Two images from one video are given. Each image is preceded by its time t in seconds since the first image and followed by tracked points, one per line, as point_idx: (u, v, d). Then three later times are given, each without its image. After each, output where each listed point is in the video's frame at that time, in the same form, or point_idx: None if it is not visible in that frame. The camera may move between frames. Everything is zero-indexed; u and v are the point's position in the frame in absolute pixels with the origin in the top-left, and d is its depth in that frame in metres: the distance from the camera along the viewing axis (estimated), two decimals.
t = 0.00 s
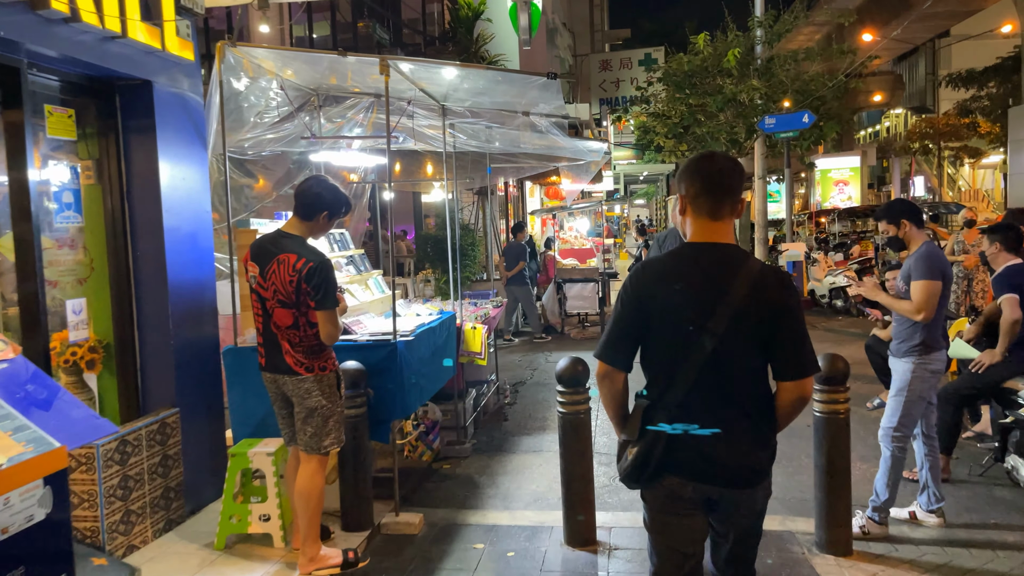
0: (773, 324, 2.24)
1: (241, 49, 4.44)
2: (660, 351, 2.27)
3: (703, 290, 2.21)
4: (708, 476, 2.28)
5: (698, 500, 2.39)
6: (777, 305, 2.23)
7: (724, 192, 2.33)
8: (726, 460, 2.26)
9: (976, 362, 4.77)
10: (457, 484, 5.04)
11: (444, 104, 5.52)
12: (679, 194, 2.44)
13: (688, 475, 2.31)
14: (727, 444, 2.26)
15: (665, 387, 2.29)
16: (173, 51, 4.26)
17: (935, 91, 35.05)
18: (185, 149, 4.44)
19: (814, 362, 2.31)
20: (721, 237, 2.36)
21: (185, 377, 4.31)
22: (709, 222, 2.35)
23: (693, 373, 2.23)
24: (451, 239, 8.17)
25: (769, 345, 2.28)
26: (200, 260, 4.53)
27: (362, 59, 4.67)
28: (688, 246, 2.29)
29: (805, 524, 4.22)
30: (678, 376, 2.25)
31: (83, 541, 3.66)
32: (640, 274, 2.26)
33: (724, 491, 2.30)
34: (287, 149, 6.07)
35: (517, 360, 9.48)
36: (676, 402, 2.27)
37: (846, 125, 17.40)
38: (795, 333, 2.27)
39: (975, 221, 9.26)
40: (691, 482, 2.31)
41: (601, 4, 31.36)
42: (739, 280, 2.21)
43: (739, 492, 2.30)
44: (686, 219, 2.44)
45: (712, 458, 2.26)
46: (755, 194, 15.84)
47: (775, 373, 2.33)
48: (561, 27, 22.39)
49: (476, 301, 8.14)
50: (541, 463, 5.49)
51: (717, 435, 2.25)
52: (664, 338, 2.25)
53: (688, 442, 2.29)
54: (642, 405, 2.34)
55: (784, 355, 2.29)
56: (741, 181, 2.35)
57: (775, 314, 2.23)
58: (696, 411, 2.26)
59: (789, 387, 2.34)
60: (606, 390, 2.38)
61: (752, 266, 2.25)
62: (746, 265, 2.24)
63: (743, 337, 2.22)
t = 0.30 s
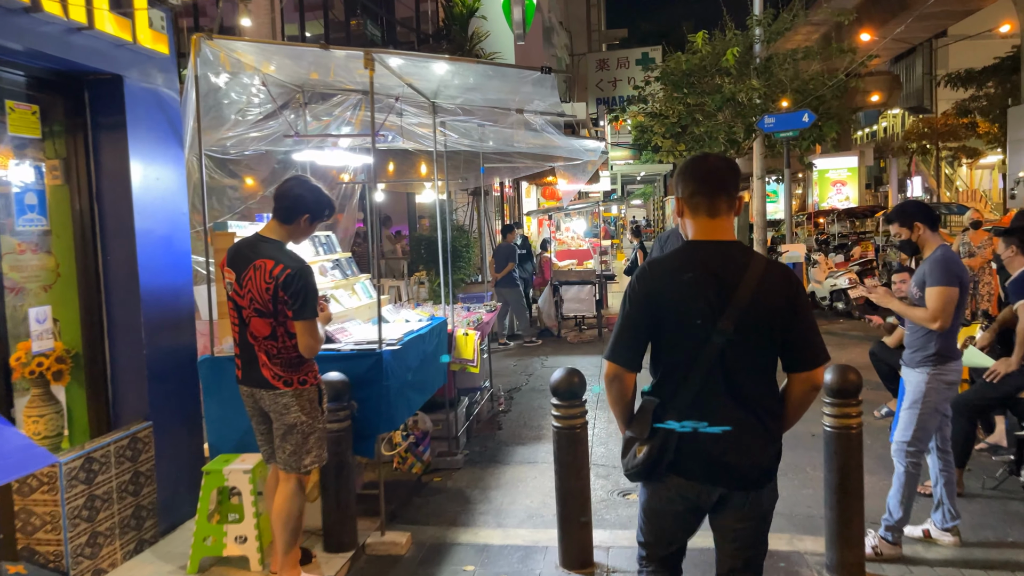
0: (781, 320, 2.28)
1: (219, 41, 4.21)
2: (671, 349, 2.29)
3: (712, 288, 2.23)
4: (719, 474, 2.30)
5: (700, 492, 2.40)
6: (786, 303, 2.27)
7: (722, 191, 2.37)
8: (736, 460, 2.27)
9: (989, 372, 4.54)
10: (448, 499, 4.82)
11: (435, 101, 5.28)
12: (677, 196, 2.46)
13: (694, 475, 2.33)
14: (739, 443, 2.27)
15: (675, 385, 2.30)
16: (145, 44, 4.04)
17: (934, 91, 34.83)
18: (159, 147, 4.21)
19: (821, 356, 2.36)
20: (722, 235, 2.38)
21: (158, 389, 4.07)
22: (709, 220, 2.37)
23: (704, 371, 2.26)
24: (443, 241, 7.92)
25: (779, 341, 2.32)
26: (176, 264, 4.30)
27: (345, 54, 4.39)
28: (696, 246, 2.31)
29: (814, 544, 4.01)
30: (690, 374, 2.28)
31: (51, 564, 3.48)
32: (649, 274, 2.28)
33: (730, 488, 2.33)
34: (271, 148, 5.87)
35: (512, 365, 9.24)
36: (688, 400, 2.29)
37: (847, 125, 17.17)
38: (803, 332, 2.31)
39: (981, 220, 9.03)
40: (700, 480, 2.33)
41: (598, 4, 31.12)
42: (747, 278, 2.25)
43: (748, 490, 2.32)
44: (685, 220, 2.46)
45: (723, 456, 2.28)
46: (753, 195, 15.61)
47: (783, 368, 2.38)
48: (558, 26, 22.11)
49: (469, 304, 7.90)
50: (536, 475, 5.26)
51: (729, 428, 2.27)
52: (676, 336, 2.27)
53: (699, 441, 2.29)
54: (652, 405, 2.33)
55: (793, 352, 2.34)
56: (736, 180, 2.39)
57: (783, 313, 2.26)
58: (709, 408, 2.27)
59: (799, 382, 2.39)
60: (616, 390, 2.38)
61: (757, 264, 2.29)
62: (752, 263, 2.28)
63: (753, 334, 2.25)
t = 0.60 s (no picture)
0: (773, 316, 2.15)
1: (188, 27, 3.97)
2: (661, 350, 2.14)
3: (701, 286, 2.09)
4: (714, 475, 2.12)
5: (693, 504, 2.16)
6: (776, 298, 2.14)
7: (702, 196, 2.21)
8: (731, 462, 2.11)
9: (1004, 378, 4.32)
10: (434, 510, 4.59)
11: (421, 94, 5.06)
12: (657, 205, 2.31)
13: (690, 478, 2.15)
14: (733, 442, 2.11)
15: (667, 386, 2.15)
16: (111, 30, 3.78)
17: (931, 91, 34.70)
18: (127, 141, 3.98)
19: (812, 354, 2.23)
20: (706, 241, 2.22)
21: (124, 397, 3.83)
22: (690, 225, 2.21)
23: (695, 370, 2.10)
24: (434, 240, 7.70)
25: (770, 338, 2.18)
26: (146, 265, 4.07)
27: (324, 42, 4.13)
28: (680, 247, 2.17)
29: (821, 560, 3.78)
30: (681, 374, 2.12)
31: None
32: (635, 274, 2.13)
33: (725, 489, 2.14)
34: (253, 142, 5.65)
35: (505, 368, 9.01)
36: (680, 400, 2.13)
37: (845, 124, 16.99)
38: (794, 327, 2.19)
39: (987, 220, 8.78)
40: (693, 482, 2.15)
41: (594, 4, 30.99)
42: (737, 273, 2.11)
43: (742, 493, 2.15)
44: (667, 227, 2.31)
45: (717, 457, 2.11)
46: (752, 195, 15.39)
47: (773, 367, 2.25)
48: (554, 25, 21.93)
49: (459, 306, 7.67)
50: (529, 484, 5.03)
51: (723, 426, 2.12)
52: (665, 336, 2.12)
53: (692, 442, 2.13)
54: (643, 406, 2.16)
55: (786, 347, 2.21)
56: (717, 184, 2.22)
57: (775, 308, 2.13)
58: (703, 408, 2.12)
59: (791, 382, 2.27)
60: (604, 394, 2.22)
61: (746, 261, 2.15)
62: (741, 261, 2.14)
63: (746, 331, 2.10)
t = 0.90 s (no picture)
0: (739, 324, 2.09)
1: (149, 15, 3.74)
2: (629, 361, 2.13)
3: (666, 297, 2.06)
4: (682, 483, 2.14)
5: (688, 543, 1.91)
6: (745, 305, 2.09)
7: (674, 204, 2.16)
8: (699, 472, 2.11)
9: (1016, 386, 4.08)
10: (416, 526, 4.35)
11: (405, 87, 4.83)
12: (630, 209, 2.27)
13: (658, 484, 2.18)
14: (698, 452, 2.10)
15: (636, 396, 2.14)
16: (66, 17, 3.59)
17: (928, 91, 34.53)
18: (84, 134, 3.72)
19: (778, 360, 2.18)
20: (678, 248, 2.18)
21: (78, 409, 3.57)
22: (661, 233, 2.17)
23: (662, 380, 2.09)
24: (420, 240, 7.44)
25: (737, 347, 2.14)
26: (108, 267, 3.82)
27: (297, 33, 3.87)
28: (650, 257, 2.14)
29: None
30: (648, 386, 2.11)
31: None
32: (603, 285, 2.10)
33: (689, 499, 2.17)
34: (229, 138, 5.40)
35: (495, 373, 8.77)
36: (648, 409, 2.13)
37: (843, 123, 16.79)
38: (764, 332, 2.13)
39: (991, 220, 8.55)
40: (661, 489, 2.17)
41: (591, 4, 30.88)
42: (703, 283, 2.06)
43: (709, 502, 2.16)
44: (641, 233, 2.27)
45: (684, 466, 2.12)
46: (749, 195, 15.15)
47: (742, 373, 2.20)
48: (550, 23, 21.68)
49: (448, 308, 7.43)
50: (516, 497, 4.79)
51: (688, 436, 2.11)
52: (633, 347, 2.10)
53: (660, 451, 2.14)
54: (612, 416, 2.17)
55: (756, 352, 2.15)
56: (690, 191, 2.18)
57: (740, 316, 2.08)
58: (669, 417, 2.12)
59: (755, 386, 2.21)
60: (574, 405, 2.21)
61: (714, 268, 2.10)
62: (708, 268, 2.09)
63: (712, 339, 2.07)
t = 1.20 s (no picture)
0: (722, 322, 2.10)
1: (110, 2, 3.48)
2: (612, 354, 2.18)
3: (649, 293, 2.10)
4: (664, 478, 2.14)
5: None
6: (728, 305, 2.09)
7: (672, 202, 2.17)
8: (681, 468, 2.11)
9: None
10: (399, 546, 4.10)
11: (388, 83, 4.60)
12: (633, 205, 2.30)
13: (642, 480, 2.18)
14: (679, 448, 2.12)
15: (619, 390, 2.18)
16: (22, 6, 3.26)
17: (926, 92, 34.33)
18: (44, 131, 3.47)
19: (767, 361, 2.12)
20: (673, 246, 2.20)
21: (31, 427, 3.31)
22: (657, 230, 2.19)
23: (643, 375, 2.11)
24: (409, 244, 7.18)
25: (721, 345, 2.13)
26: (70, 272, 3.60)
27: (268, 22, 3.60)
28: (643, 250, 2.18)
29: None
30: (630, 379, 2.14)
31: None
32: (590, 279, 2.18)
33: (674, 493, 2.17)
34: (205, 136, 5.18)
35: (488, 379, 8.52)
36: (631, 405, 2.14)
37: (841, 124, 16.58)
38: (748, 333, 2.10)
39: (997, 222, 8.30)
40: (646, 485, 2.18)
41: (587, 5, 30.65)
42: (686, 280, 2.09)
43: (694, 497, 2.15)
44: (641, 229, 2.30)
45: (666, 461, 2.13)
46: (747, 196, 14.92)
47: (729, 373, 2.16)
48: (546, 23, 21.43)
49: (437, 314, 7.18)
50: (507, 514, 4.55)
51: (669, 432, 2.12)
52: (615, 340, 2.16)
53: (643, 445, 2.16)
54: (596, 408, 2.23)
55: (739, 355, 2.11)
56: (690, 189, 2.18)
57: (721, 315, 2.09)
58: (651, 412, 2.14)
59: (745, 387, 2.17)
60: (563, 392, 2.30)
61: (700, 268, 2.12)
62: (694, 267, 2.11)
63: (693, 337, 2.09)
